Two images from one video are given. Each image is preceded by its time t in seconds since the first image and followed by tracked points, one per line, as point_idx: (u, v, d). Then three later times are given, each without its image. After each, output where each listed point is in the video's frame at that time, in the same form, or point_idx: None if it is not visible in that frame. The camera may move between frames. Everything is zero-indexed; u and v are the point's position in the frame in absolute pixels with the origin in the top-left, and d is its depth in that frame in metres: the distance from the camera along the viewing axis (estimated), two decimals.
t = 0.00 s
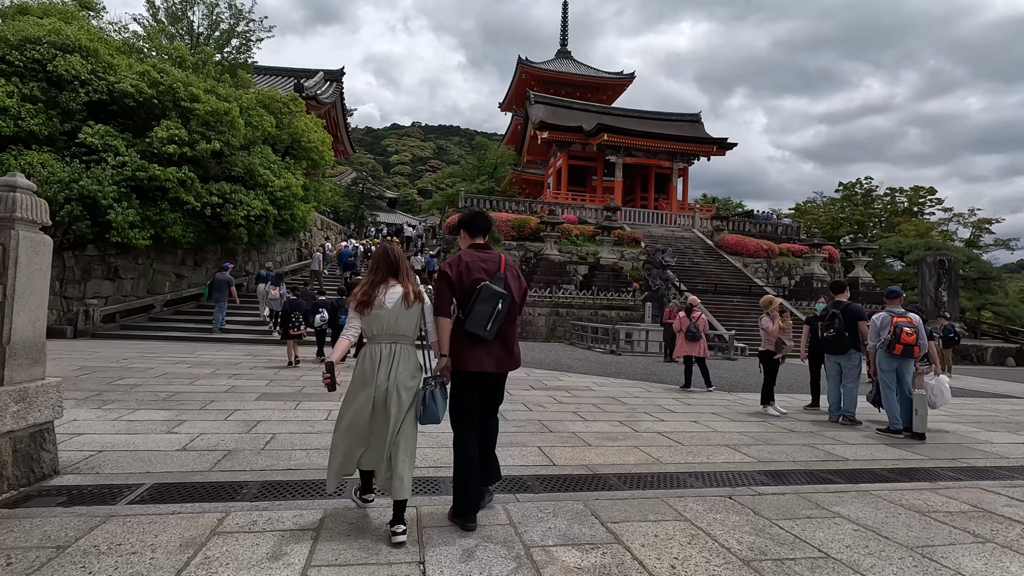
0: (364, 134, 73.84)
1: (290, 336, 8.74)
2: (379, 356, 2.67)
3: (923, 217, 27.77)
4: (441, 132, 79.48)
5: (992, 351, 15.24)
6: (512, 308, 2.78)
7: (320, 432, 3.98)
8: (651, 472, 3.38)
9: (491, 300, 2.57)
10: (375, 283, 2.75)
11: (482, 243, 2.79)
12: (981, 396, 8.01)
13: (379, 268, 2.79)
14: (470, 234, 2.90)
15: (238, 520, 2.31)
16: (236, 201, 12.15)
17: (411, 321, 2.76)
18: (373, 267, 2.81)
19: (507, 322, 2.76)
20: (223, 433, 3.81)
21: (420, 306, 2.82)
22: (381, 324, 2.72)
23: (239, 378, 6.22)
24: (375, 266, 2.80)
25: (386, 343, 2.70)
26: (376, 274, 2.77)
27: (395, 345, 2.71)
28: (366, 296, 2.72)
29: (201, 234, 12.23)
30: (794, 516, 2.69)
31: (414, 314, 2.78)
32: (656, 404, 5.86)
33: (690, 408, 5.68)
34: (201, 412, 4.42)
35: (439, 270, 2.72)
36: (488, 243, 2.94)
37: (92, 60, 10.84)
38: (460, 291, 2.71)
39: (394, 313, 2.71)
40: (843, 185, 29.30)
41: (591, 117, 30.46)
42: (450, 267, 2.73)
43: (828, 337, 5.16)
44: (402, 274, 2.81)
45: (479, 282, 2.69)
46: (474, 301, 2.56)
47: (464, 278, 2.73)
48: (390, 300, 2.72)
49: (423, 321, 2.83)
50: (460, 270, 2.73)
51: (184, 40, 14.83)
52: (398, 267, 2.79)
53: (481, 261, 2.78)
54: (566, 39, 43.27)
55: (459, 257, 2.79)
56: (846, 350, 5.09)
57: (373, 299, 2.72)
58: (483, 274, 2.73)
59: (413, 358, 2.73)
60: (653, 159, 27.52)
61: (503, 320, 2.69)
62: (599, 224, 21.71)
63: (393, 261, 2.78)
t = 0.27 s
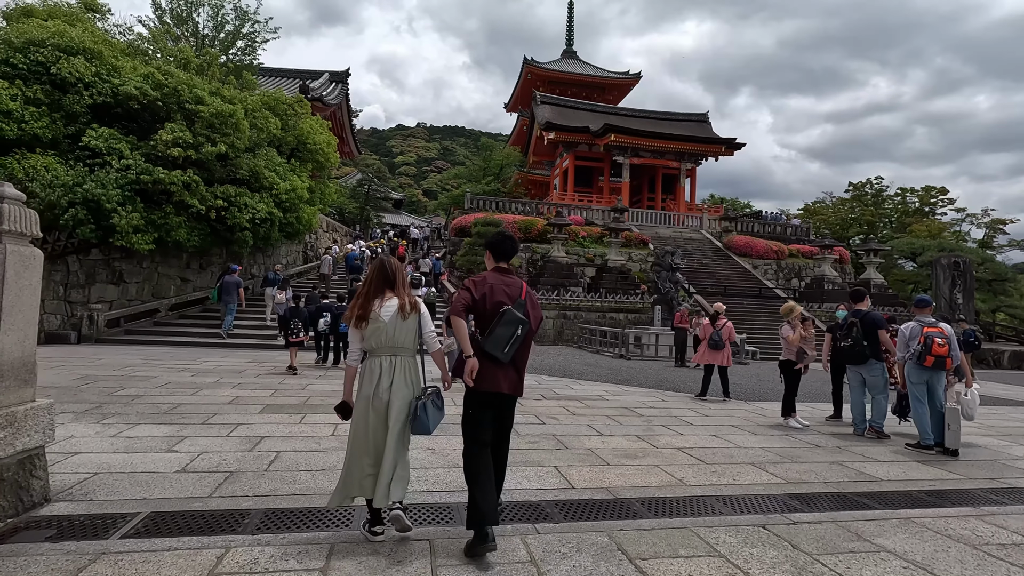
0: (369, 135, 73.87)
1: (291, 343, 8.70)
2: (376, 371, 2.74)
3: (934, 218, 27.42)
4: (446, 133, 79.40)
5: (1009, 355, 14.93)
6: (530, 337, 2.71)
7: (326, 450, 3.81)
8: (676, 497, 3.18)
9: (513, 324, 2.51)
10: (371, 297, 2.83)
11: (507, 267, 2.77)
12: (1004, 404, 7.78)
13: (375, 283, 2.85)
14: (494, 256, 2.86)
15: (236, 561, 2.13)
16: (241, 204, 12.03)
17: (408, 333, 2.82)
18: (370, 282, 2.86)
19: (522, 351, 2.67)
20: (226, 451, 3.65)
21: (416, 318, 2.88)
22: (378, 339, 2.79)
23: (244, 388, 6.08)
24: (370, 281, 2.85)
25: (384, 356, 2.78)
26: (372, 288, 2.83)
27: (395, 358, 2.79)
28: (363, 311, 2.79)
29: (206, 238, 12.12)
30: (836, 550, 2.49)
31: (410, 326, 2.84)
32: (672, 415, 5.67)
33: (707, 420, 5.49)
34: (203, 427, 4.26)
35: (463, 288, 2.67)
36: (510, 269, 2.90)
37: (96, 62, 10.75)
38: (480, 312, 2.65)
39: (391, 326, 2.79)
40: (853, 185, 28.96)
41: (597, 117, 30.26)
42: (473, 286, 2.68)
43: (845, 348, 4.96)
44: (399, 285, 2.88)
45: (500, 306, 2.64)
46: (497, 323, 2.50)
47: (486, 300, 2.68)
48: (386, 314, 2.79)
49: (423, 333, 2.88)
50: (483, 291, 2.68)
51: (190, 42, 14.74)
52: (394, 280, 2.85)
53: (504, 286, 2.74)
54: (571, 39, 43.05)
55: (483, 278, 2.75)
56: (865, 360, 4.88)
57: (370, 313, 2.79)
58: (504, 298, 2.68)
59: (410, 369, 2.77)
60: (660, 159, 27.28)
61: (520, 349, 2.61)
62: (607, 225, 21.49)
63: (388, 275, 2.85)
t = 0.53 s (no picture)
0: (376, 136, 73.96)
1: (293, 345, 8.46)
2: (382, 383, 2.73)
3: (948, 218, 27.03)
4: (452, 134, 79.39)
5: None
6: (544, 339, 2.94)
7: (333, 465, 3.68)
8: (698, 517, 3.02)
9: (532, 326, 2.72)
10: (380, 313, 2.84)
11: (522, 275, 2.97)
12: None
13: (384, 300, 2.88)
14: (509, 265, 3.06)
15: None
16: (247, 206, 11.96)
17: (413, 353, 2.83)
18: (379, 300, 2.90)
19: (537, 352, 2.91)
20: (229, 465, 3.53)
21: (422, 338, 2.90)
22: (385, 355, 2.78)
23: (250, 395, 5.97)
24: (380, 298, 2.89)
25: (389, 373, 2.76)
26: (381, 305, 2.85)
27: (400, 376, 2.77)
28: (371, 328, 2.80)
29: (212, 240, 12.07)
30: None
31: (416, 346, 2.85)
32: (687, 424, 5.52)
33: (724, 430, 5.33)
34: (206, 438, 4.14)
35: (481, 298, 2.87)
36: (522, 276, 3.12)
37: (103, 65, 10.71)
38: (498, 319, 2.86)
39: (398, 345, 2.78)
40: (864, 185, 28.62)
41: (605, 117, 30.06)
42: (489, 293, 2.90)
43: (866, 357, 4.75)
44: (408, 304, 2.91)
45: (516, 311, 2.86)
46: (517, 326, 2.71)
47: (502, 307, 2.90)
48: (394, 332, 2.80)
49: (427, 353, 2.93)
50: (499, 299, 2.90)
51: (197, 44, 14.71)
52: (403, 298, 2.88)
53: (517, 294, 2.95)
54: (578, 38, 42.87)
55: (497, 286, 2.97)
56: (887, 369, 4.67)
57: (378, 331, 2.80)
58: (519, 304, 2.91)
59: (415, 388, 2.79)
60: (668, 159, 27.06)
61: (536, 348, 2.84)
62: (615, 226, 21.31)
63: (398, 293, 2.88)
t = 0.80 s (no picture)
0: (384, 137, 74.07)
1: (296, 347, 8.91)
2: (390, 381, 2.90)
3: (963, 218, 26.56)
4: (459, 135, 79.37)
5: None
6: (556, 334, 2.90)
7: (338, 474, 3.51)
8: (727, 534, 2.81)
9: (536, 319, 2.73)
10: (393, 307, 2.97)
11: (528, 279, 3.05)
12: None
13: (398, 294, 3.01)
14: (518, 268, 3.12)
15: None
16: (254, 206, 11.86)
17: (423, 349, 3.00)
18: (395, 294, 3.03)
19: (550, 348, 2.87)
20: (229, 475, 3.36)
21: (432, 334, 3.05)
22: (396, 350, 2.95)
23: (254, 398, 5.82)
24: (395, 292, 3.02)
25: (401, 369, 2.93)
26: (395, 299, 2.99)
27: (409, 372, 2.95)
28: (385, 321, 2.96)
29: (219, 241, 11.97)
30: None
31: (426, 341, 3.01)
32: (706, 431, 5.31)
33: (744, 437, 5.12)
34: (207, 444, 3.99)
35: (489, 304, 3.00)
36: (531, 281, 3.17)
37: (110, 64, 10.64)
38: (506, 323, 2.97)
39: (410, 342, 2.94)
40: (877, 185, 28.20)
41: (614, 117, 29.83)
42: (496, 301, 3.01)
43: (896, 361, 4.53)
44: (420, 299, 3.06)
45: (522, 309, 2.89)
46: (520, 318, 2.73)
47: (508, 312, 3.01)
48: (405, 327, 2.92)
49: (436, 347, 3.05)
50: (504, 304, 3.02)
51: (205, 44, 14.65)
52: (415, 294, 3.01)
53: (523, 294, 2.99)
54: (586, 38, 42.66)
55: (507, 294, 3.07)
56: (918, 375, 4.43)
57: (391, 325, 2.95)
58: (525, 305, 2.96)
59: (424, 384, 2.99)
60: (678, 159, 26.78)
61: (547, 340, 2.81)
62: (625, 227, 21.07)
63: (411, 288, 2.99)
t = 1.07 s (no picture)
0: (391, 139, 74.11)
1: (297, 347, 8.71)
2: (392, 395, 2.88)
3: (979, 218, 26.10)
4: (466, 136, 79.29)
5: None
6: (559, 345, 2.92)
7: (340, 492, 3.32)
8: (761, 563, 2.59)
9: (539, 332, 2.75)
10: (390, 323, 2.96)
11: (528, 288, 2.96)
12: None
13: (394, 309, 2.97)
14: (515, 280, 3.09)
15: None
16: (260, 208, 11.73)
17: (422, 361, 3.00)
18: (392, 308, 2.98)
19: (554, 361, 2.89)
20: (225, 494, 3.17)
21: (430, 347, 3.05)
22: (395, 364, 2.93)
23: (257, 406, 5.65)
24: (393, 306, 2.99)
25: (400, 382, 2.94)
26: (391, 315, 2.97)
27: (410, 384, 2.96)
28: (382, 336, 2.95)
29: (225, 243, 11.86)
30: None
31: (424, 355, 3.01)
32: (725, 442, 5.08)
33: (767, 448, 4.89)
34: (205, 458, 3.81)
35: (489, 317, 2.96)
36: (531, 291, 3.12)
37: (115, 65, 10.55)
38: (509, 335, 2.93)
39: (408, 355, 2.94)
40: (891, 184, 27.77)
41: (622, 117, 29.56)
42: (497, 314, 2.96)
43: (938, 372, 4.22)
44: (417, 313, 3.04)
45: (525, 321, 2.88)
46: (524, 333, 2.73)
47: (510, 323, 2.96)
48: (404, 340, 2.90)
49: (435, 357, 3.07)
50: (506, 316, 2.97)
51: (211, 45, 14.55)
52: (413, 308, 2.97)
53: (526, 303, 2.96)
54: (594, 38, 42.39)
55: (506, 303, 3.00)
56: (961, 387, 4.18)
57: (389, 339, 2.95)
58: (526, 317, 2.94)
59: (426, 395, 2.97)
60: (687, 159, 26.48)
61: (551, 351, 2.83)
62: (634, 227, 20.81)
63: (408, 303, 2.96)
